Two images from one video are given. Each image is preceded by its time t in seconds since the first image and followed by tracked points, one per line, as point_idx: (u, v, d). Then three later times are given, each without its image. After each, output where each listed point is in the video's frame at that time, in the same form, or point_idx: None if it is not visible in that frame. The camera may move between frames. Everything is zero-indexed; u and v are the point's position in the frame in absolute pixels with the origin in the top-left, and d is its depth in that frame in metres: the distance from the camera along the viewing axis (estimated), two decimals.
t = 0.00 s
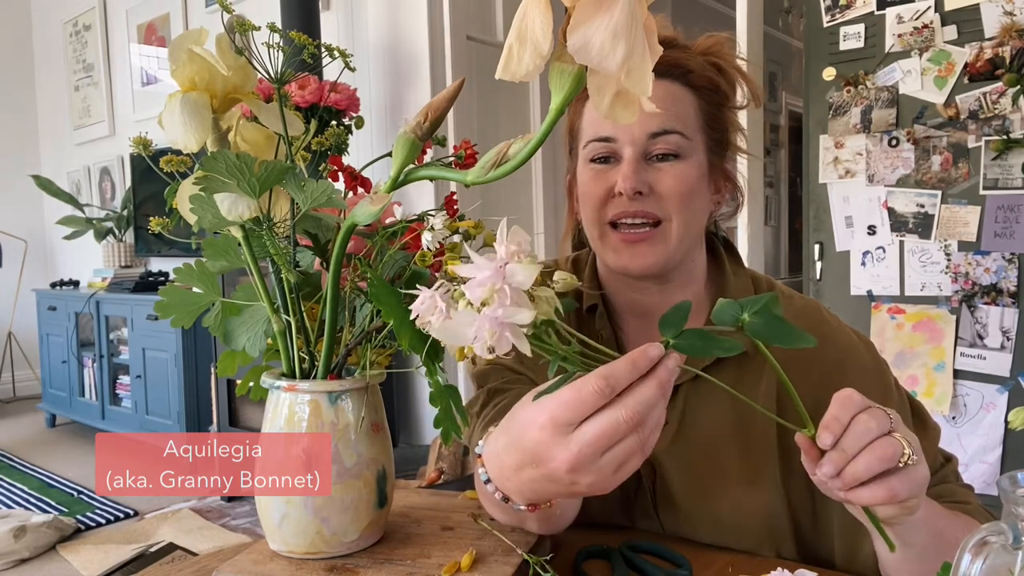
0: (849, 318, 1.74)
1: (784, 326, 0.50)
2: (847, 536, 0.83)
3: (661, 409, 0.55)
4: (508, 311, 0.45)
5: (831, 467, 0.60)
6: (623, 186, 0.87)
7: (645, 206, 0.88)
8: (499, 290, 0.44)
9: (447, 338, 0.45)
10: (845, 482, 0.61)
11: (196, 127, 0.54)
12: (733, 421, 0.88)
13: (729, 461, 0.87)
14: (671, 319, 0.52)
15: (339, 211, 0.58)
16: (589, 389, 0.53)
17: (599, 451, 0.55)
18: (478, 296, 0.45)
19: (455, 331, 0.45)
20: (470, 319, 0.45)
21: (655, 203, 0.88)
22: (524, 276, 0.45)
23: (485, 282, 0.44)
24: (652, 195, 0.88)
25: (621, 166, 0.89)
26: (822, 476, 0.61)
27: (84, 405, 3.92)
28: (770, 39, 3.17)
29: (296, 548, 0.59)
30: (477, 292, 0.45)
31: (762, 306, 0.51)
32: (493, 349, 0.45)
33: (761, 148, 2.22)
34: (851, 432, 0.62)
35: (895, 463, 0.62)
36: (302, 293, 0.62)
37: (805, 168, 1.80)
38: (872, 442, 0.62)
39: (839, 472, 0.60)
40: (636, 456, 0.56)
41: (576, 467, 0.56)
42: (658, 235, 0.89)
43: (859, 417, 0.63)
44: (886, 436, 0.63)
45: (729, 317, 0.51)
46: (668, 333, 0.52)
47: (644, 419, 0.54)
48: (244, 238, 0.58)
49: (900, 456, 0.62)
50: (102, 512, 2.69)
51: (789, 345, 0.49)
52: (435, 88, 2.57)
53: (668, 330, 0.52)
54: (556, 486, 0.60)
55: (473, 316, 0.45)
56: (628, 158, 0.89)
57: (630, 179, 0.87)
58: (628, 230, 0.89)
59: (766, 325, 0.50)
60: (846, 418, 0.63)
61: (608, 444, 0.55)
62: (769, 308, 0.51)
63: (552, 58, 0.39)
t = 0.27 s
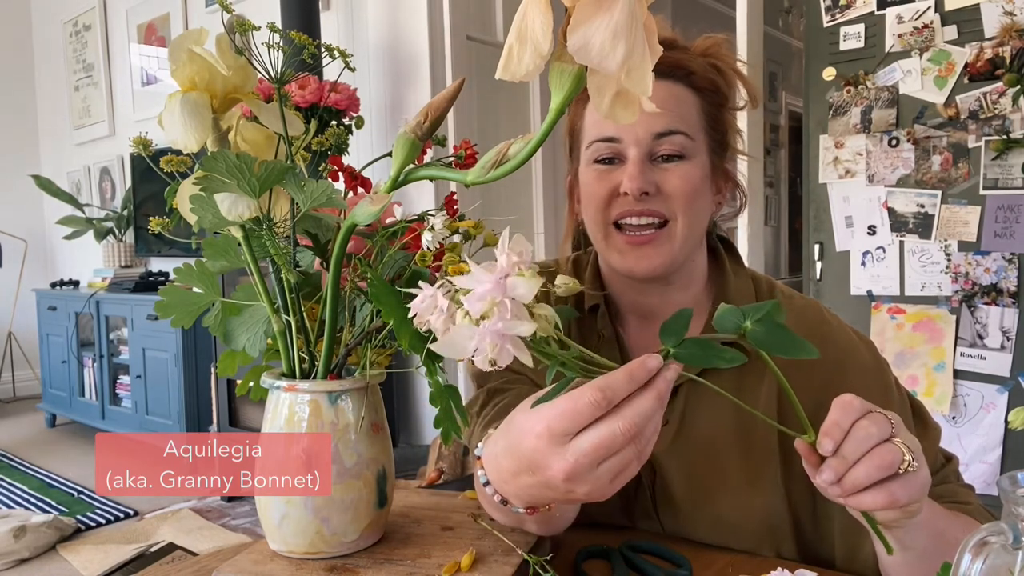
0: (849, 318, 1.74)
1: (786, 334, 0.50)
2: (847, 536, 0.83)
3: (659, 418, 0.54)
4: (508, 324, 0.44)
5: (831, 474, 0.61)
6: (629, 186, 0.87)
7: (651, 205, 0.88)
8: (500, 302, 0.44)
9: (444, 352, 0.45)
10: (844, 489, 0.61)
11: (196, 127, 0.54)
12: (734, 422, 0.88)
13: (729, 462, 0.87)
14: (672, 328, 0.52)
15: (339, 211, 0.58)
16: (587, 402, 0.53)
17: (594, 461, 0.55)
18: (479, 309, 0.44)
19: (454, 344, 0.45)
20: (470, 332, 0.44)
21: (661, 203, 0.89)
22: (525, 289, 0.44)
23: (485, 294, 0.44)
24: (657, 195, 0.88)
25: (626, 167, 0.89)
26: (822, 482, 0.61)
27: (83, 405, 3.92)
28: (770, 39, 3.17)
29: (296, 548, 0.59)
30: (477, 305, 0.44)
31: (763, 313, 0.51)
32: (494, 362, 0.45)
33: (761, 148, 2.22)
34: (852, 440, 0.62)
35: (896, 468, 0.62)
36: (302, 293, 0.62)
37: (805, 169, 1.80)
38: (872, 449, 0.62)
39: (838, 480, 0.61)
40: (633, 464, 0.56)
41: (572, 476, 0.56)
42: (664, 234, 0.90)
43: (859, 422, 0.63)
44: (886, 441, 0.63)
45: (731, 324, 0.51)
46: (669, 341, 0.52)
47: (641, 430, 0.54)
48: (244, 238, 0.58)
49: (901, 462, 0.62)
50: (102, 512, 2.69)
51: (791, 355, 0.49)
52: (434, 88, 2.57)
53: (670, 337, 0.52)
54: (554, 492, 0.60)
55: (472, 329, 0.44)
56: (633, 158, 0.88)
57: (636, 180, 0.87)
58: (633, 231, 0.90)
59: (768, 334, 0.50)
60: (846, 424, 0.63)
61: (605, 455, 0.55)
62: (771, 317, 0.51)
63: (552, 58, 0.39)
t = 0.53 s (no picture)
0: (849, 318, 1.74)
1: (791, 341, 0.50)
2: (846, 536, 0.84)
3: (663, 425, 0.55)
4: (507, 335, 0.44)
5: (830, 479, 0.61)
6: (633, 187, 0.87)
7: (655, 206, 0.89)
8: (496, 316, 0.44)
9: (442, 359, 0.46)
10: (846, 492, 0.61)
11: (196, 127, 0.54)
12: (735, 421, 0.88)
13: (729, 461, 0.87)
14: (678, 330, 0.52)
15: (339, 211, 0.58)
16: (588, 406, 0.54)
17: (596, 467, 0.55)
18: (476, 324, 0.44)
19: (451, 353, 0.46)
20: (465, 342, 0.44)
21: (665, 203, 0.89)
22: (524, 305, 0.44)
23: (481, 310, 0.44)
24: (661, 195, 0.89)
25: (630, 167, 0.89)
26: (821, 485, 0.61)
27: (84, 405, 3.92)
28: (771, 39, 3.17)
29: (296, 548, 0.59)
30: (474, 319, 0.44)
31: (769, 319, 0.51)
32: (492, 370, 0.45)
33: (761, 148, 2.22)
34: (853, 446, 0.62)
35: (896, 473, 0.62)
36: (302, 293, 0.62)
37: (806, 169, 1.79)
38: (873, 453, 0.62)
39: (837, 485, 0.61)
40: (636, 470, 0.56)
41: (575, 480, 0.57)
42: (667, 234, 0.90)
43: (860, 426, 0.63)
44: (886, 446, 0.63)
45: (737, 325, 0.52)
46: (674, 342, 0.52)
47: (645, 435, 0.54)
48: (244, 238, 0.58)
49: (900, 467, 0.62)
50: (102, 512, 2.69)
51: (793, 362, 0.50)
52: (434, 88, 2.57)
53: (676, 339, 0.52)
54: (556, 495, 0.60)
55: (468, 340, 0.44)
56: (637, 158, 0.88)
57: (640, 181, 0.87)
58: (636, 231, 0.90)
59: (773, 340, 0.51)
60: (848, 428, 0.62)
61: (607, 460, 0.55)
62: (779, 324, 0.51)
63: (552, 58, 0.39)
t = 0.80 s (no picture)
0: (849, 317, 1.74)
1: (795, 354, 0.50)
2: (846, 536, 0.84)
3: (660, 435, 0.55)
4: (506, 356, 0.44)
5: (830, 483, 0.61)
6: (634, 195, 0.87)
7: (656, 213, 0.88)
8: (496, 341, 0.43)
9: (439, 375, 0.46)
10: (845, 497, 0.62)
11: (196, 127, 0.54)
12: (735, 422, 0.88)
13: (729, 461, 0.87)
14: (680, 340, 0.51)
15: (339, 211, 0.58)
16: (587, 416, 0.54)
17: (594, 475, 0.55)
18: (474, 349, 0.44)
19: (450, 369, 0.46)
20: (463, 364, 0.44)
21: (666, 210, 0.88)
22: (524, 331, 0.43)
23: (479, 335, 0.43)
24: (662, 202, 0.88)
25: (631, 173, 0.88)
26: (822, 488, 0.61)
27: (83, 405, 3.92)
28: (770, 39, 3.16)
29: (296, 548, 0.59)
30: (473, 342, 0.43)
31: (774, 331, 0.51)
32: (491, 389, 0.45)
33: (761, 148, 2.22)
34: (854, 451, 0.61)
35: (896, 477, 0.62)
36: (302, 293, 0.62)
37: (806, 169, 1.79)
38: (874, 458, 0.62)
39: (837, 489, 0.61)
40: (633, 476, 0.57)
41: (571, 487, 0.57)
42: (668, 240, 0.90)
43: (861, 431, 0.63)
44: (887, 450, 0.63)
45: (741, 334, 0.52)
46: (677, 351, 0.51)
47: (643, 444, 0.54)
48: (244, 238, 0.58)
49: (900, 471, 0.62)
50: (102, 512, 2.69)
51: (798, 375, 0.49)
52: (435, 88, 2.57)
53: (678, 348, 0.51)
54: (554, 500, 0.60)
55: (466, 360, 0.44)
56: (638, 163, 0.88)
57: (641, 188, 0.87)
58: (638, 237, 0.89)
59: (777, 352, 0.50)
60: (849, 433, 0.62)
61: (605, 468, 0.55)
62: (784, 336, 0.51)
63: (552, 58, 0.39)
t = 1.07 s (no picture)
0: (849, 318, 1.74)
1: (793, 360, 0.50)
2: (846, 536, 0.84)
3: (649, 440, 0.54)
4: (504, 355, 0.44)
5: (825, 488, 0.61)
6: (635, 200, 0.88)
7: (656, 219, 0.89)
8: (492, 338, 0.43)
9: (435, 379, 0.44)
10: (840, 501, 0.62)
11: (196, 127, 0.54)
12: (735, 422, 0.88)
13: (729, 461, 0.87)
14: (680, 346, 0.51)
15: (339, 211, 0.58)
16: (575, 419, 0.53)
17: (582, 479, 0.55)
18: (471, 348, 0.44)
19: (445, 371, 0.44)
20: (461, 364, 0.44)
21: (666, 215, 0.89)
22: (520, 325, 0.43)
23: (475, 332, 0.43)
24: (663, 207, 0.89)
25: (631, 177, 0.89)
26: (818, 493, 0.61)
27: (84, 405, 3.92)
28: (770, 39, 3.17)
29: (296, 548, 0.59)
30: (470, 341, 0.44)
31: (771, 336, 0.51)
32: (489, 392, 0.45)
33: (761, 148, 2.22)
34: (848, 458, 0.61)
35: (891, 479, 0.62)
36: (302, 293, 0.62)
37: (805, 169, 1.79)
38: (870, 462, 0.62)
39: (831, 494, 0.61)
40: (626, 479, 0.57)
41: (559, 493, 0.57)
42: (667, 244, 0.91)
43: (856, 436, 0.62)
44: (883, 453, 0.63)
45: (739, 340, 0.52)
46: (674, 357, 0.51)
47: (631, 450, 0.54)
48: (244, 238, 0.58)
49: (896, 474, 0.62)
50: (102, 512, 2.69)
51: (795, 381, 0.49)
52: (435, 88, 2.57)
53: (676, 354, 0.51)
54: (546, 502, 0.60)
55: (463, 361, 0.44)
56: (638, 169, 0.89)
57: (641, 194, 0.88)
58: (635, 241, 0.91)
59: (774, 358, 0.50)
60: (844, 440, 0.62)
61: (593, 474, 0.55)
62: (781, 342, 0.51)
63: (552, 58, 0.39)
